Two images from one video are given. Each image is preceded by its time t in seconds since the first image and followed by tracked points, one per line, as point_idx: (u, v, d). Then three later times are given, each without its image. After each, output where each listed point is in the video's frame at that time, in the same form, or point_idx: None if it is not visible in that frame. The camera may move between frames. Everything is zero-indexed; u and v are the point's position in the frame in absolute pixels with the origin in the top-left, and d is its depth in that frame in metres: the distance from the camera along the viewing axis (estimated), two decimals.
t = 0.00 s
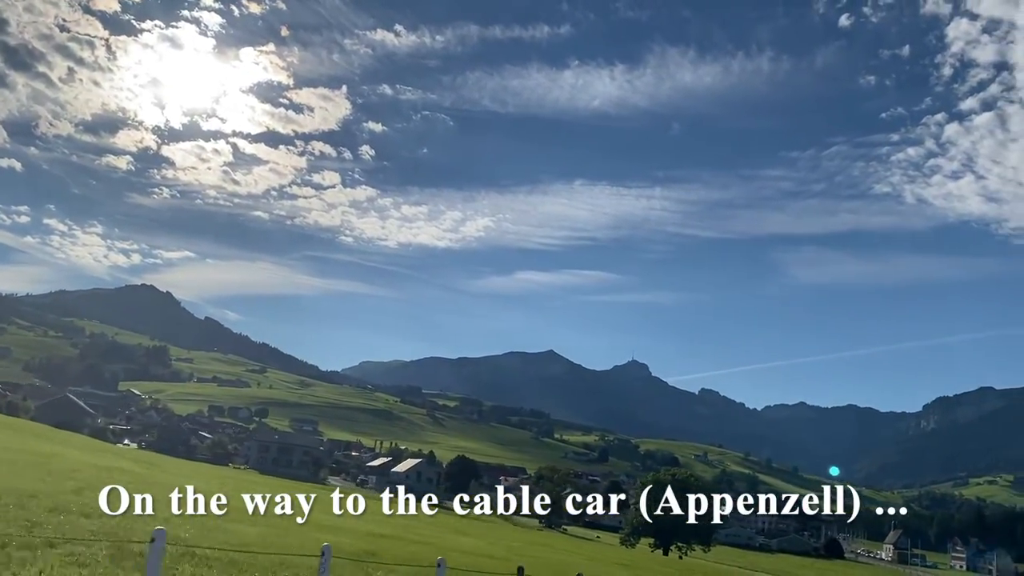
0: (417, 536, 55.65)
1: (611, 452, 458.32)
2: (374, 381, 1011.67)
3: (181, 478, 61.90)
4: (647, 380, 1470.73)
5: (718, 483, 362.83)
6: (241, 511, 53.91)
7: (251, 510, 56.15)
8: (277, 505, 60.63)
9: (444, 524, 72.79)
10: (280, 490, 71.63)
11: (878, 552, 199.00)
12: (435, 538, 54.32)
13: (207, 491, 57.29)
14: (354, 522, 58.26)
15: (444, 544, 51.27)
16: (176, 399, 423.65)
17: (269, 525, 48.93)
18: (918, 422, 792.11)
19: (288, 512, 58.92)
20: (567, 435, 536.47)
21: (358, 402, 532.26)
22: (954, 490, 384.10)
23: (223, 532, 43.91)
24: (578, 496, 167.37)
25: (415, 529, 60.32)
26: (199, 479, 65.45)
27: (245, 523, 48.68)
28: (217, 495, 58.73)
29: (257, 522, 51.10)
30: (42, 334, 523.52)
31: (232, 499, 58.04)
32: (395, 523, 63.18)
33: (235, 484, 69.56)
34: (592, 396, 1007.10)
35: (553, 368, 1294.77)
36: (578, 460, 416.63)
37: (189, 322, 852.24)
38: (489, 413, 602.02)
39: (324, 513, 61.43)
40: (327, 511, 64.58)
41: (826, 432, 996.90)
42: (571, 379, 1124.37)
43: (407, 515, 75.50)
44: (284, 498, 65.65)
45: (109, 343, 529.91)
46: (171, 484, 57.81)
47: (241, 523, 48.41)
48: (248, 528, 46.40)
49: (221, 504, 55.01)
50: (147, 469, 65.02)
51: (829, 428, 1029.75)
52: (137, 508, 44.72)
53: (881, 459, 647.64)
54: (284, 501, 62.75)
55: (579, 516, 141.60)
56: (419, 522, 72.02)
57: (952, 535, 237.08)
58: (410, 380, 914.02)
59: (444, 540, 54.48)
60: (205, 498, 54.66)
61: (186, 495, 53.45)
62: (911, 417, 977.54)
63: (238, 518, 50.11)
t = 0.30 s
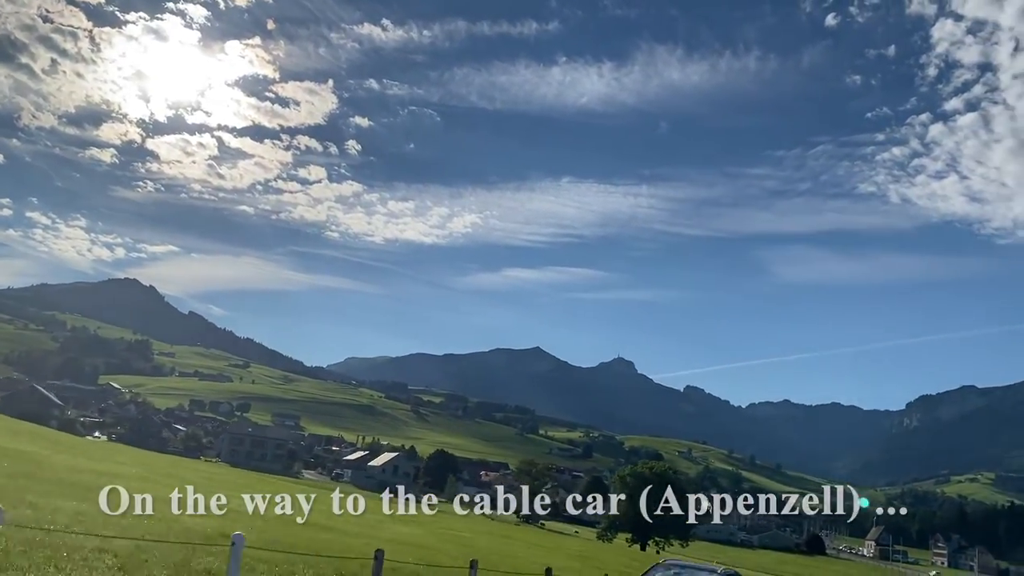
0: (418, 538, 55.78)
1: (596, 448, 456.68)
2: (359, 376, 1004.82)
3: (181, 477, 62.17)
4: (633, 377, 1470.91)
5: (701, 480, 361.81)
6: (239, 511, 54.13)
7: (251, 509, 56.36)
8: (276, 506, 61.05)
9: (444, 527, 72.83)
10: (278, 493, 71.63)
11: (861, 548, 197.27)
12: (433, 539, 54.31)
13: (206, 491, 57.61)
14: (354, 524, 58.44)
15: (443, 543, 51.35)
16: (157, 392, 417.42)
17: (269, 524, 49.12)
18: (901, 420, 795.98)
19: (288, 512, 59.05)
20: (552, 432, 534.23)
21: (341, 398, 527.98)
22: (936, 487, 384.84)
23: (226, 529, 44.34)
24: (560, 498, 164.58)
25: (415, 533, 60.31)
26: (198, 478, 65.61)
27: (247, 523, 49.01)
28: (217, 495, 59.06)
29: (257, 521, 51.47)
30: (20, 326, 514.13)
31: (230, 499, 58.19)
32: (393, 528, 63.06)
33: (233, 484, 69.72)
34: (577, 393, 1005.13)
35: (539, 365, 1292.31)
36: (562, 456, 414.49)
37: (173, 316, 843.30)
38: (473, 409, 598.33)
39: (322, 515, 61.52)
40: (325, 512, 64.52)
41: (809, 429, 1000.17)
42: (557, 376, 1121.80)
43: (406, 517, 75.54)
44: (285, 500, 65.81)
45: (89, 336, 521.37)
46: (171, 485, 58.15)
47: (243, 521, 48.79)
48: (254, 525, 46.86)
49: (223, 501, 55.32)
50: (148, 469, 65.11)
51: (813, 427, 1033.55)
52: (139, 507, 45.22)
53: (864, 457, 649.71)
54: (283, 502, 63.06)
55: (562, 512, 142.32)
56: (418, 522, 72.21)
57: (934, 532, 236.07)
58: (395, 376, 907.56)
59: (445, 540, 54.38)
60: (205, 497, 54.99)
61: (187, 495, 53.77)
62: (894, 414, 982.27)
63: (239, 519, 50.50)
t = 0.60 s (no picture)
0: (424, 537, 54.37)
1: (577, 443, 455.53)
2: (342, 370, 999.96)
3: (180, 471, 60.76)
4: (616, 373, 1473.53)
5: (682, 475, 361.49)
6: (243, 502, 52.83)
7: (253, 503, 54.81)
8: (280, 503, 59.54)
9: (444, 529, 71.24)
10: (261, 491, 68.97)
11: (839, 543, 197.00)
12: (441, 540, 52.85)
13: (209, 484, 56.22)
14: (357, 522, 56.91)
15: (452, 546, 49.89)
16: (134, 385, 410.45)
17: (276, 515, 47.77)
18: (880, 417, 802.33)
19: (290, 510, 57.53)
20: (534, 427, 532.56)
21: (322, 392, 522.90)
22: (914, 483, 387.39)
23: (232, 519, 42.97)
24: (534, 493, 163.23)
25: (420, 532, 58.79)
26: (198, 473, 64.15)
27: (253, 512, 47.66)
28: (203, 482, 58.33)
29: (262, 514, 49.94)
30: None
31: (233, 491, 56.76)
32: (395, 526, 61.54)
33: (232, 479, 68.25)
34: (561, 388, 1004.17)
35: (523, 360, 1290.49)
36: (544, 451, 412.83)
37: (155, 310, 835.26)
38: (456, 404, 595.37)
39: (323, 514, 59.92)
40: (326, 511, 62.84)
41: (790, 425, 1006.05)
42: (540, 372, 1120.25)
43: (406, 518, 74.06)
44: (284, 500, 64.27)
45: (65, 329, 512.04)
46: (156, 472, 57.39)
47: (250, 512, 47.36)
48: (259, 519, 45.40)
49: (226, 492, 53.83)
50: (138, 460, 64.68)
51: (793, 423, 1039.65)
52: (105, 482, 43.12)
53: (844, 453, 653.88)
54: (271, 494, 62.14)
55: (533, 505, 141.58)
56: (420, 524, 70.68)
57: (912, 527, 236.50)
58: (377, 371, 901.91)
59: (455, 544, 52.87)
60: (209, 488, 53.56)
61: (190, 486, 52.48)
62: (873, 412, 990.32)
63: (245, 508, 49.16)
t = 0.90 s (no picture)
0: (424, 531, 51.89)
1: (556, 438, 453.82)
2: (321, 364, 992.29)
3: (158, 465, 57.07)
4: (596, 368, 1475.62)
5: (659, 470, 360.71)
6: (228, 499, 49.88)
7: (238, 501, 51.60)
8: (261, 498, 56.38)
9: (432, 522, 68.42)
10: (246, 483, 66.98)
11: (815, 536, 196.24)
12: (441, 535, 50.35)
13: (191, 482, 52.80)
14: (348, 514, 53.87)
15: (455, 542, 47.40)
16: (107, 376, 402.77)
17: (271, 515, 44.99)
18: (857, 413, 808.45)
19: (274, 504, 54.50)
20: (513, 421, 530.22)
21: (299, 384, 517.29)
22: (890, 478, 389.14)
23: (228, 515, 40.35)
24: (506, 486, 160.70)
25: (418, 523, 56.15)
26: (184, 468, 61.02)
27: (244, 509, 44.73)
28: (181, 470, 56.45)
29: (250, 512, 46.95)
30: None
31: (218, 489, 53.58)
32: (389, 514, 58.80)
33: (223, 480, 65.27)
34: (541, 383, 1002.80)
35: (503, 355, 1288.18)
36: (523, 444, 410.84)
37: (132, 301, 823.81)
38: (435, 398, 591.35)
39: (306, 508, 56.87)
40: (316, 502, 59.96)
41: (768, 422, 1011.61)
42: (520, 366, 1117.96)
43: (394, 509, 71.11)
44: (266, 494, 61.14)
45: (37, 320, 501.96)
46: (136, 458, 55.66)
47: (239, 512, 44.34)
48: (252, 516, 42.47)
49: (210, 488, 51.64)
50: (123, 449, 63.33)
51: (771, 419, 1045.77)
52: (68, 463, 41.65)
53: (821, 448, 657.54)
54: (252, 488, 60.03)
55: (507, 498, 138.41)
56: (409, 515, 67.69)
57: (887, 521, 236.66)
58: (357, 365, 895.53)
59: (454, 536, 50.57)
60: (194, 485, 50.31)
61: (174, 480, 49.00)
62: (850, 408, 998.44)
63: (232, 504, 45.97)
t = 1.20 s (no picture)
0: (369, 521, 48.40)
1: (532, 431, 451.68)
2: (299, 356, 983.07)
3: (84, 448, 52.77)
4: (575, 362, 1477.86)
5: (635, 463, 359.81)
6: (155, 478, 45.39)
7: (167, 480, 47.17)
8: (194, 477, 51.97)
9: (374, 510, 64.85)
10: (184, 467, 62.28)
11: (789, 530, 195.10)
12: (388, 527, 47.07)
13: (115, 461, 48.68)
14: (287, 498, 50.00)
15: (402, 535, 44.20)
16: (76, 366, 394.79)
17: (196, 495, 41.25)
18: (831, 408, 814.84)
19: (207, 484, 50.12)
20: (491, 414, 527.67)
21: (274, 376, 511.18)
22: (864, 473, 391.03)
23: (160, 504, 36.12)
24: (479, 478, 157.69)
25: (359, 511, 52.70)
26: (109, 450, 56.34)
27: (168, 490, 40.98)
28: (98, 453, 51.74)
29: (182, 494, 42.71)
30: None
31: (144, 470, 48.89)
32: (329, 502, 55.11)
33: (158, 463, 60.47)
34: (520, 377, 1000.76)
35: (482, 349, 1284.82)
36: (499, 438, 408.53)
37: (106, 292, 809.31)
38: (413, 391, 587.09)
39: (239, 488, 53.07)
40: (248, 487, 55.02)
41: (744, 417, 1017.25)
42: (499, 361, 1115.00)
43: (334, 494, 67.16)
44: (195, 474, 56.46)
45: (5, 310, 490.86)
46: (46, 442, 50.92)
47: (169, 495, 40.11)
48: (183, 501, 38.25)
49: (120, 468, 46.94)
50: (49, 434, 58.71)
51: (748, 414, 1051.92)
52: None
53: (796, 444, 661.26)
54: (180, 471, 55.17)
55: (477, 490, 135.19)
56: (350, 501, 63.89)
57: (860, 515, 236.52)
58: (334, 358, 888.47)
59: (401, 529, 47.33)
60: (113, 466, 46.10)
61: (92, 460, 44.88)
62: (825, 404, 1006.60)
63: (154, 484, 42.10)
